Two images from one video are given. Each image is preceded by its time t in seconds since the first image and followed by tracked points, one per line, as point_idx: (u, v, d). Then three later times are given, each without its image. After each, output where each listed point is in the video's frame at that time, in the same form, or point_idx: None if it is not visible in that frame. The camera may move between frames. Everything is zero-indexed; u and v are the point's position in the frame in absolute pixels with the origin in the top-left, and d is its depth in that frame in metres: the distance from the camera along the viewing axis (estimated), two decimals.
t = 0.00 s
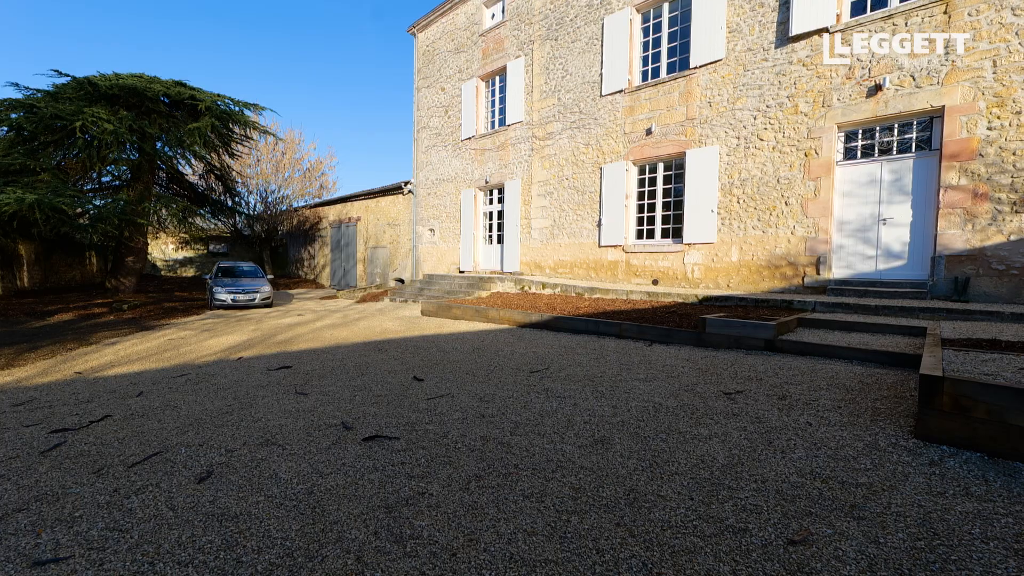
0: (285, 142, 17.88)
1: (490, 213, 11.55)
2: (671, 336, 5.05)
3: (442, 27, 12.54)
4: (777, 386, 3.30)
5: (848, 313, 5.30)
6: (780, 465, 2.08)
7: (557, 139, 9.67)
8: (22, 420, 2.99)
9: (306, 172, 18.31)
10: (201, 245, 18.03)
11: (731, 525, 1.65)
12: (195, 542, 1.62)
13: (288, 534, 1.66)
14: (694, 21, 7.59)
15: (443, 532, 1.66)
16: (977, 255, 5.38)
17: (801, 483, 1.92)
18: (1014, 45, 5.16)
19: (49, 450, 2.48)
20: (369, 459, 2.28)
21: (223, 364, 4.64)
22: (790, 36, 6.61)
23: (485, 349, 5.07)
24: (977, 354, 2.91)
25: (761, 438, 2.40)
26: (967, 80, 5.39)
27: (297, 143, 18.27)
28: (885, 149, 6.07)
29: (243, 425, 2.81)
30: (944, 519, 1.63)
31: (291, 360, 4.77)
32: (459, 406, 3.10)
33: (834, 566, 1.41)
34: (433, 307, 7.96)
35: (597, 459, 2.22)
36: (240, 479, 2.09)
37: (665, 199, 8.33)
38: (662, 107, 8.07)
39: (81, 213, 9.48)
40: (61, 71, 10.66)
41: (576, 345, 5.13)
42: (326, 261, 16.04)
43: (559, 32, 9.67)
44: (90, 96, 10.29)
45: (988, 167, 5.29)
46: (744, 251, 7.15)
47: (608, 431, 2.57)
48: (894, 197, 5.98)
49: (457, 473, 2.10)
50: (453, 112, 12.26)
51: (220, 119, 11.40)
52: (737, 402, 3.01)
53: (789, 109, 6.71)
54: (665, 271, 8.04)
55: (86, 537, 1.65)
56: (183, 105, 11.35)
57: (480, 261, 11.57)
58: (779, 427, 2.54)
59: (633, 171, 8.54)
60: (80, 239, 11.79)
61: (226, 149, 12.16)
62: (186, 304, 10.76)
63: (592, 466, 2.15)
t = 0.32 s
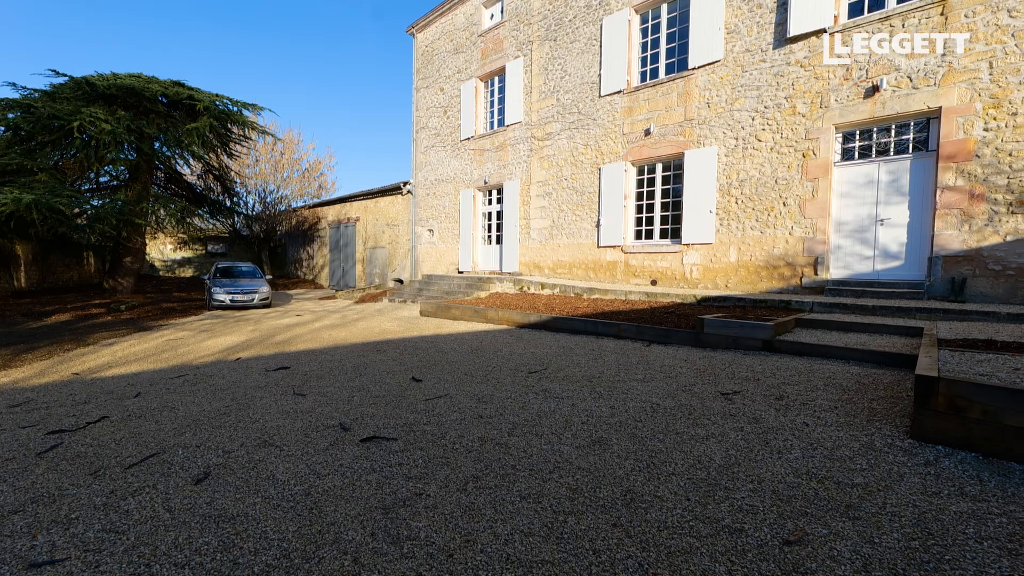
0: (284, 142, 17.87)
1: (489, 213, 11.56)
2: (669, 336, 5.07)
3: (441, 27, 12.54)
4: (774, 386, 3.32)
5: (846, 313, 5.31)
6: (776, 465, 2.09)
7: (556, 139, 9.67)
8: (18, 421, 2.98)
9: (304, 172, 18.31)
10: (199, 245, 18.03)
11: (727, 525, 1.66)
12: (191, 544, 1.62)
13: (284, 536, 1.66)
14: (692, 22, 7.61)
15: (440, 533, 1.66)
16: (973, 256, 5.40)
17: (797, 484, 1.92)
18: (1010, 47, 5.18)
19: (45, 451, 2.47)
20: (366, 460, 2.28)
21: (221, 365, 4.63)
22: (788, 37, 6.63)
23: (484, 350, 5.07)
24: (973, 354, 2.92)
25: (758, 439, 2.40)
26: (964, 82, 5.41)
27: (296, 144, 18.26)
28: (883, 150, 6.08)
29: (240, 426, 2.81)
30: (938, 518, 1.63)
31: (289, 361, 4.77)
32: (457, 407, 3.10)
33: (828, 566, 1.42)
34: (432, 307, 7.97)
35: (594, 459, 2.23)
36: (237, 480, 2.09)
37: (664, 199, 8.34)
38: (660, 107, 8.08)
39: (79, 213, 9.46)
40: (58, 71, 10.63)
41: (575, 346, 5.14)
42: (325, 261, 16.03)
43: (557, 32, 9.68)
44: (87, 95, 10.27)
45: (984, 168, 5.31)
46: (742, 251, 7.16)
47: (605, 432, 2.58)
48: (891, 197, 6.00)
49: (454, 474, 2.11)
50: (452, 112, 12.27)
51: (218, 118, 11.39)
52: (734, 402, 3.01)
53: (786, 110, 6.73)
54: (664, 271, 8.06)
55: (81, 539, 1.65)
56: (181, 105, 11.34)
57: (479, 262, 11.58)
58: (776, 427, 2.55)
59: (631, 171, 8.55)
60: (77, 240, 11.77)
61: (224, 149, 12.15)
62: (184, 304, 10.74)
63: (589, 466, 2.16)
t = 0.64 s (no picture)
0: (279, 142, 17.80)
1: (485, 214, 11.56)
2: (664, 336, 5.09)
3: (437, 27, 12.53)
4: (766, 386, 3.34)
5: (838, 313, 5.36)
6: (768, 464, 2.11)
7: (552, 139, 9.69)
8: (7, 424, 2.95)
9: (299, 172, 18.23)
10: (192, 245, 17.91)
11: (718, 524, 1.67)
12: (182, 547, 1.61)
13: (277, 538, 1.66)
14: (687, 23, 7.65)
15: (433, 534, 1.66)
16: (963, 256, 5.46)
17: (787, 482, 1.94)
18: (998, 50, 5.25)
19: (33, 454, 2.45)
20: (360, 461, 2.28)
21: (214, 366, 4.60)
22: (782, 40, 6.68)
23: (480, 350, 5.08)
24: (960, 353, 2.95)
25: (750, 438, 2.42)
26: (954, 84, 5.47)
27: (291, 143, 18.19)
28: (874, 151, 6.14)
29: (234, 428, 2.80)
30: (925, 516, 1.66)
31: (284, 362, 4.76)
32: (452, 407, 3.10)
33: (817, 563, 1.43)
34: (427, 307, 7.96)
35: (588, 459, 2.24)
36: (229, 482, 2.09)
37: (659, 200, 8.37)
38: (655, 108, 8.12)
39: (69, 213, 9.37)
40: (48, 69, 10.54)
41: (571, 346, 5.16)
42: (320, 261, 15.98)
43: (553, 33, 9.70)
44: (78, 93, 10.19)
45: (973, 169, 5.38)
46: (736, 251, 7.21)
47: (600, 432, 2.59)
48: (883, 199, 6.06)
49: (448, 475, 2.11)
50: (448, 112, 12.26)
51: (212, 117, 11.34)
52: (727, 402, 3.04)
53: (780, 111, 6.77)
54: (659, 271, 8.09)
55: (70, 543, 1.64)
56: (174, 104, 11.28)
57: (475, 262, 11.58)
58: (768, 426, 2.57)
59: (627, 172, 8.59)
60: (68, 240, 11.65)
61: (218, 149, 12.08)
62: (177, 305, 10.66)
63: (582, 466, 2.17)
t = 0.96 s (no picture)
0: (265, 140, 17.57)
1: (475, 214, 11.54)
2: (651, 336, 5.14)
3: (426, 26, 12.48)
4: (750, 385, 3.39)
5: (820, 313, 5.45)
6: (750, 462, 2.15)
7: (541, 139, 9.72)
8: None
9: (286, 171, 18.02)
10: (175, 245, 17.58)
11: (700, 521, 1.70)
12: (163, 553, 1.59)
13: (260, 542, 1.65)
14: (675, 26, 7.73)
15: (418, 536, 1.67)
16: (939, 257, 5.59)
17: (768, 480, 1.98)
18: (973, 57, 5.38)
19: (8, 460, 2.40)
20: (346, 463, 2.27)
21: (198, 368, 4.53)
22: (766, 43, 6.78)
23: (468, 351, 5.07)
24: (936, 352, 3.03)
25: (733, 436, 2.46)
26: (931, 89, 5.60)
27: (277, 142, 17.96)
28: (856, 154, 6.26)
29: (217, 431, 2.76)
30: (899, 511, 1.70)
31: (269, 363, 4.70)
32: (440, 409, 3.09)
33: (795, 558, 1.46)
34: (416, 307, 7.92)
35: (574, 459, 2.25)
36: (212, 486, 2.06)
37: (647, 201, 8.44)
38: (643, 110, 8.19)
39: (47, 211, 9.13)
40: (25, 63, 10.29)
41: (559, 346, 5.18)
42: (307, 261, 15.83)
43: (542, 34, 9.73)
44: (56, 89, 9.96)
45: (950, 173, 5.51)
46: (722, 252, 7.30)
47: (586, 431, 2.61)
48: (864, 201, 6.18)
49: (434, 476, 2.11)
50: (437, 111, 12.22)
51: (196, 115, 11.17)
52: (711, 401, 3.08)
53: (765, 114, 6.87)
54: (647, 272, 8.16)
55: (46, 551, 1.61)
56: (156, 101, 11.09)
57: (465, 262, 11.56)
58: (750, 425, 2.61)
59: (615, 173, 8.65)
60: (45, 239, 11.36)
61: (202, 147, 11.90)
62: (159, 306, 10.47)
63: (569, 466, 2.18)
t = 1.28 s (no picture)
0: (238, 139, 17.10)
1: (453, 216, 11.49)
2: (627, 338, 5.20)
3: (404, 27, 12.40)
4: (721, 385, 3.47)
5: (789, 314, 5.62)
6: (720, 461, 2.20)
7: (519, 143, 9.76)
8: None
9: (259, 171, 17.58)
10: (141, 245, 16.96)
11: (671, 520, 1.73)
12: (123, 567, 1.53)
13: (227, 553, 1.60)
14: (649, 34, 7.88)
15: (392, 542, 1.65)
16: (899, 261, 5.84)
17: (737, 478, 2.03)
18: (928, 70, 5.63)
19: None
20: (318, 470, 2.22)
21: (164, 374, 4.38)
22: (736, 53, 6.98)
23: (445, 354, 5.04)
24: (895, 352, 3.16)
25: (704, 436, 2.52)
26: (890, 101, 5.85)
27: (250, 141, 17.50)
28: (821, 161, 6.49)
29: (183, 439, 2.67)
30: (859, 505, 1.77)
31: (240, 368, 4.58)
32: (416, 413, 3.06)
33: (761, 554, 1.50)
34: (392, 310, 7.82)
35: (549, 461, 2.27)
36: (177, 497, 2.00)
37: (623, 204, 8.56)
38: (619, 115, 8.31)
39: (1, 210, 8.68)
40: None
41: (536, 348, 5.20)
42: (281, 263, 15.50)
43: (520, 38, 9.78)
44: (14, 83, 9.52)
45: (908, 180, 5.76)
46: (696, 255, 7.45)
47: (561, 434, 2.63)
48: (829, 206, 6.41)
49: (409, 482, 2.09)
50: (415, 113, 12.14)
51: (165, 112, 10.84)
52: (684, 401, 3.14)
53: (735, 121, 7.06)
54: (623, 274, 8.27)
55: None
56: (122, 97, 10.73)
57: (443, 264, 11.50)
58: (721, 424, 2.67)
59: (592, 177, 8.75)
60: None
61: (170, 145, 11.52)
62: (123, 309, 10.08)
63: (544, 469, 2.19)
